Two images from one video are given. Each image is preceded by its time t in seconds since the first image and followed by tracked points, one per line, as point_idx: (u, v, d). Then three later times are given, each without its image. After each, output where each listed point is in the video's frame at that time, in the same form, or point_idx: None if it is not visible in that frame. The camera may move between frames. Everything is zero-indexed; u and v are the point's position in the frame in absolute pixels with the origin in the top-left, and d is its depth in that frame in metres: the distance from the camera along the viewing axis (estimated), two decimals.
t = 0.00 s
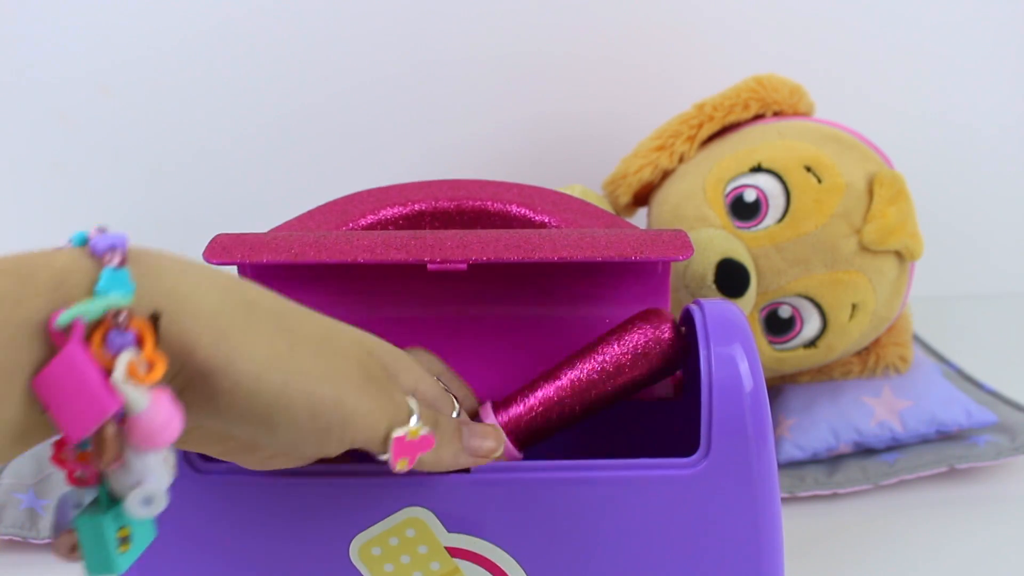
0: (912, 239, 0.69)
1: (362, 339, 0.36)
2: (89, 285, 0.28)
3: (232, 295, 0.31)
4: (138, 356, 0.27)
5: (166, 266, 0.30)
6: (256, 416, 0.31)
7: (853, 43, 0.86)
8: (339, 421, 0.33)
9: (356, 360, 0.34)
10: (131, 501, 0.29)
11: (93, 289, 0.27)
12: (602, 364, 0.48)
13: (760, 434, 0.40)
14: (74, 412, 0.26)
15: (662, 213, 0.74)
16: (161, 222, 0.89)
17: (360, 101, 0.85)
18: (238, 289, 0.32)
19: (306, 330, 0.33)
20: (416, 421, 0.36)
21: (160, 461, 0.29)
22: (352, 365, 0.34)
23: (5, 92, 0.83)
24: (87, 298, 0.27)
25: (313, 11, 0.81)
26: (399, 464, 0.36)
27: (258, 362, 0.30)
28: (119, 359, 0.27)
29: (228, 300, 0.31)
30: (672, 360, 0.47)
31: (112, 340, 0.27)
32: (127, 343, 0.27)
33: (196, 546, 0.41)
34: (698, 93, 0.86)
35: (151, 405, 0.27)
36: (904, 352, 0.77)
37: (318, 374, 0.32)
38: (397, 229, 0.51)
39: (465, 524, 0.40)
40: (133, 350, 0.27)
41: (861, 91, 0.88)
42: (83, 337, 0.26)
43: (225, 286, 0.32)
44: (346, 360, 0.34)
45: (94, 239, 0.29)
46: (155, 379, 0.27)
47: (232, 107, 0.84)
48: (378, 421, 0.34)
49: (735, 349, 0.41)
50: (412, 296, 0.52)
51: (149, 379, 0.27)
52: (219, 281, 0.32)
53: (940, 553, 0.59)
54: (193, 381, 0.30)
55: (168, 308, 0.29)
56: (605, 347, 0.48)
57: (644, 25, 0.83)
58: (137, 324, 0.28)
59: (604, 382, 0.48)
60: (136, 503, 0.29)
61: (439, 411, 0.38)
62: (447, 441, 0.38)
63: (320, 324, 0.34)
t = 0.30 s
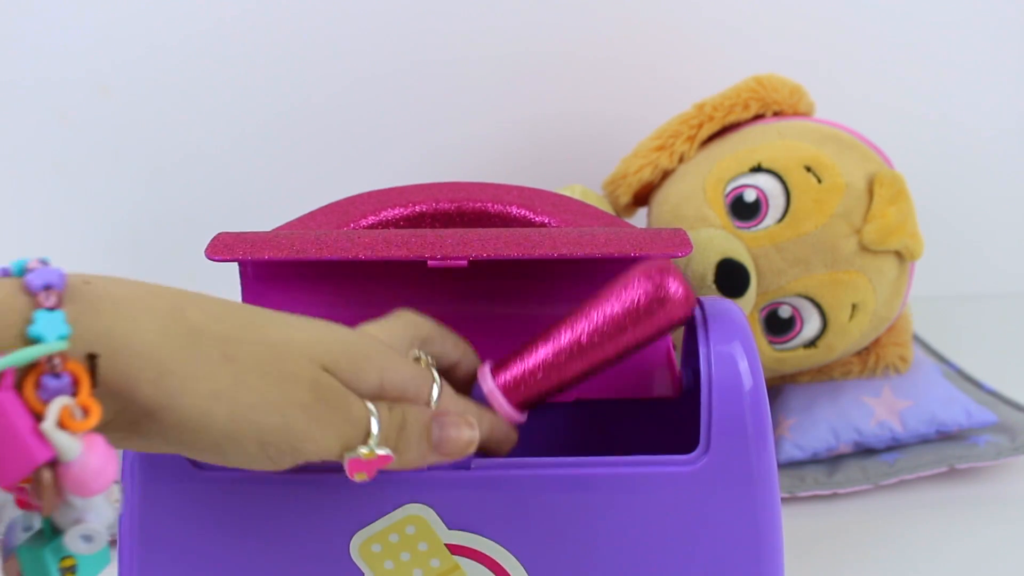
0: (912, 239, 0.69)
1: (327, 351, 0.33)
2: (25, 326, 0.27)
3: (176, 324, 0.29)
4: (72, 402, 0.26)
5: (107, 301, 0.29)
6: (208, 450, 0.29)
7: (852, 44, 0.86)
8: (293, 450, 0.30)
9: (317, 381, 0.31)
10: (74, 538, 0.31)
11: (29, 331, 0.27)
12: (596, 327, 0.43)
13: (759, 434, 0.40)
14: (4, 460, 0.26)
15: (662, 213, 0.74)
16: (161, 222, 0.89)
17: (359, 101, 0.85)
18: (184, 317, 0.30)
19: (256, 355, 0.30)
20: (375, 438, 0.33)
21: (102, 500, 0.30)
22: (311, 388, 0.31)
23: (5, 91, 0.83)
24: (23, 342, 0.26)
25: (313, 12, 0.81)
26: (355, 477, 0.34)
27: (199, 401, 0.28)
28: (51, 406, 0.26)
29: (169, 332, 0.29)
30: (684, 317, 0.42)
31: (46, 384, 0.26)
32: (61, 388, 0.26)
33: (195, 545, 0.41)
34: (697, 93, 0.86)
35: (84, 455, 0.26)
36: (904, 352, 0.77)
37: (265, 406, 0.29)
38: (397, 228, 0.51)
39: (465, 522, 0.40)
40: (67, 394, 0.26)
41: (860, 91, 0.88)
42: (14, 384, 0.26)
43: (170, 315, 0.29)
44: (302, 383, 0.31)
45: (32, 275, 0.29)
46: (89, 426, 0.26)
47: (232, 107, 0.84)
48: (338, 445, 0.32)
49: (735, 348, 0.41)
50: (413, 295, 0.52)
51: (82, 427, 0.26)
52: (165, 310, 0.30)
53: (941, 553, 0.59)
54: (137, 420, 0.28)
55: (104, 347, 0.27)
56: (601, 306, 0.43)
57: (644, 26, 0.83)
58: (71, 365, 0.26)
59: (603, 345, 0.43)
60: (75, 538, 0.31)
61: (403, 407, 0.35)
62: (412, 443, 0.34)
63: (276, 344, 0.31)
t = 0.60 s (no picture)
0: (912, 239, 0.69)
1: (254, 327, 0.34)
2: None
3: (101, 330, 0.31)
4: (8, 425, 0.29)
5: (34, 321, 0.30)
6: (169, 437, 0.33)
7: (852, 44, 0.86)
8: (245, 421, 0.34)
9: (251, 361, 0.33)
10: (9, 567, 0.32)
11: None
12: (546, 216, 0.36)
13: (759, 434, 0.40)
14: None
15: (662, 214, 0.74)
16: (161, 222, 0.89)
17: (359, 101, 0.85)
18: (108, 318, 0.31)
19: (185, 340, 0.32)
20: (320, 402, 0.35)
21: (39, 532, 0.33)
22: (245, 360, 0.33)
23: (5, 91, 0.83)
24: None
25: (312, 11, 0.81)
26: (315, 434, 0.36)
27: (141, 400, 0.31)
28: None
29: (95, 340, 0.31)
30: (632, 184, 0.35)
31: None
32: None
33: (195, 546, 0.41)
34: (697, 93, 0.86)
35: (21, 474, 0.30)
36: (904, 352, 0.77)
37: (206, 390, 0.32)
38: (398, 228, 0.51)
39: (464, 523, 0.40)
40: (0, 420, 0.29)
41: (860, 92, 0.88)
42: None
43: (100, 325, 0.31)
44: (234, 359, 0.33)
45: None
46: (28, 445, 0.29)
47: (231, 107, 0.84)
48: (288, 410, 0.34)
49: (736, 349, 0.41)
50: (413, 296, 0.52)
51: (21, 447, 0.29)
52: (88, 316, 0.31)
53: (941, 553, 0.59)
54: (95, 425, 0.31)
55: (39, 370, 0.30)
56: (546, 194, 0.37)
57: (644, 25, 0.83)
58: (9, 391, 0.29)
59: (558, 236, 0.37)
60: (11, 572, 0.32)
61: (353, 362, 0.36)
62: (362, 398, 0.36)
63: (201, 320, 0.33)
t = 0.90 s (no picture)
0: (913, 239, 0.69)
1: (238, 358, 0.35)
2: None
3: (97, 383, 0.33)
4: (23, 491, 0.31)
5: (36, 388, 0.33)
6: (179, 468, 0.35)
7: (851, 44, 0.86)
8: (245, 444, 0.36)
9: (244, 391, 0.35)
10: None
11: None
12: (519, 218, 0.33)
13: (759, 435, 0.40)
14: None
15: (662, 213, 0.74)
16: (161, 222, 0.89)
17: (359, 101, 0.85)
18: (101, 370, 0.34)
19: (177, 378, 0.34)
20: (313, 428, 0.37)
21: None
22: (237, 390, 0.35)
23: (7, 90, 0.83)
24: None
25: (311, 12, 0.81)
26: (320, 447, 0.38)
27: (149, 443, 0.34)
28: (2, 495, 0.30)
29: (97, 396, 0.33)
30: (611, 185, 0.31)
31: None
32: (14, 480, 0.31)
33: (195, 546, 0.41)
34: (697, 93, 0.86)
35: (32, 537, 0.31)
36: (904, 352, 0.77)
37: (203, 423, 0.34)
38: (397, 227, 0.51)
39: (464, 524, 0.40)
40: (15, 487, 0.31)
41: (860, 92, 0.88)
42: None
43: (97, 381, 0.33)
44: (225, 391, 0.35)
45: None
46: (41, 510, 0.31)
47: (231, 107, 0.84)
48: (283, 432, 0.36)
49: (736, 349, 0.41)
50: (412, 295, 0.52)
51: (33, 511, 0.31)
52: (85, 370, 0.33)
53: (941, 554, 0.59)
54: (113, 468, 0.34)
55: (48, 434, 0.33)
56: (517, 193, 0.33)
57: (644, 25, 0.83)
58: (21, 458, 0.32)
59: (535, 235, 0.33)
60: None
61: (346, 382, 0.37)
62: (354, 417, 0.36)
63: (186, 354, 0.34)
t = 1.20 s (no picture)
0: (913, 239, 0.69)
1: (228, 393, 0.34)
2: None
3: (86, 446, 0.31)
4: (28, 567, 0.31)
5: (24, 461, 0.31)
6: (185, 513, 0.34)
7: (851, 43, 0.86)
8: (249, 481, 0.35)
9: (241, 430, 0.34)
10: None
11: None
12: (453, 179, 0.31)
13: (759, 435, 0.40)
14: None
15: (662, 214, 0.74)
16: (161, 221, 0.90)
17: (359, 100, 0.85)
18: (87, 432, 0.32)
19: (168, 429, 0.32)
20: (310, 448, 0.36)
21: None
22: (232, 430, 0.33)
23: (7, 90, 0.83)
24: None
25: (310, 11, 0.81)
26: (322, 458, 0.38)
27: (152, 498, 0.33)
28: (5, 572, 0.31)
29: (88, 463, 0.31)
30: (538, 125, 0.30)
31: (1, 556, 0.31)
32: (18, 555, 0.31)
33: (195, 547, 0.41)
34: (697, 92, 0.86)
35: None
36: (904, 352, 0.77)
37: (203, 470, 0.33)
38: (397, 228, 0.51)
39: (464, 524, 0.40)
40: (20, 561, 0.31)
41: (859, 92, 0.88)
42: None
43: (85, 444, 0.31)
44: (219, 433, 0.33)
45: None
46: None
47: (230, 107, 0.84)
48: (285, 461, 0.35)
49: (736, 349, 0.41)
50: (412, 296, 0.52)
51: None
52: (70, 437, 0.32)
53: (940, 554, 0.59)
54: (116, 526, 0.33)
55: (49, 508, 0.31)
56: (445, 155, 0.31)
57: (644, 24, 0.83)
58: (22, 533, 0.31)
59: (479, 183, 0.31)
60: None
61: (343, 405, 0.35)
62: (355, 440, 0.36)
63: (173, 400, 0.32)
